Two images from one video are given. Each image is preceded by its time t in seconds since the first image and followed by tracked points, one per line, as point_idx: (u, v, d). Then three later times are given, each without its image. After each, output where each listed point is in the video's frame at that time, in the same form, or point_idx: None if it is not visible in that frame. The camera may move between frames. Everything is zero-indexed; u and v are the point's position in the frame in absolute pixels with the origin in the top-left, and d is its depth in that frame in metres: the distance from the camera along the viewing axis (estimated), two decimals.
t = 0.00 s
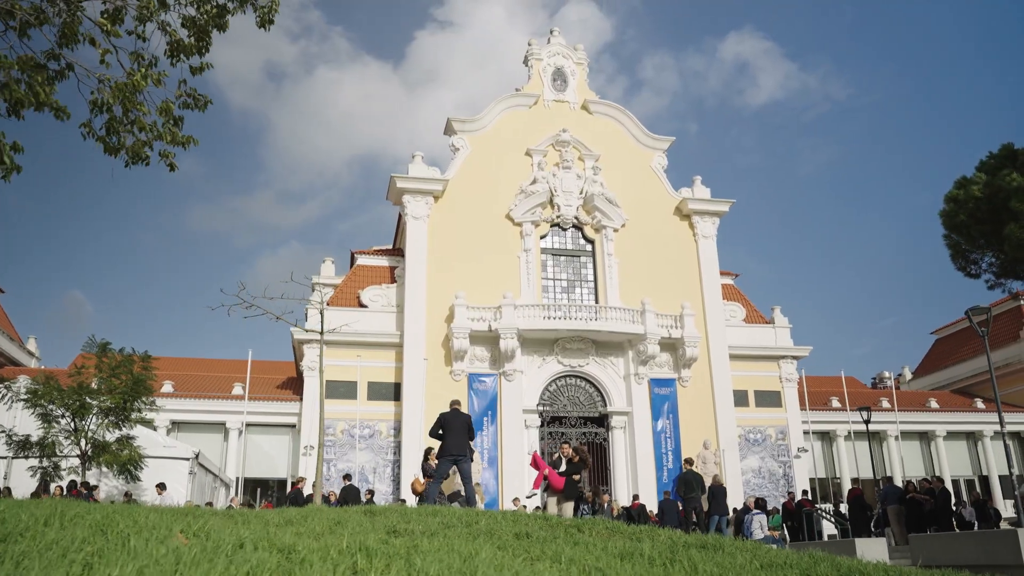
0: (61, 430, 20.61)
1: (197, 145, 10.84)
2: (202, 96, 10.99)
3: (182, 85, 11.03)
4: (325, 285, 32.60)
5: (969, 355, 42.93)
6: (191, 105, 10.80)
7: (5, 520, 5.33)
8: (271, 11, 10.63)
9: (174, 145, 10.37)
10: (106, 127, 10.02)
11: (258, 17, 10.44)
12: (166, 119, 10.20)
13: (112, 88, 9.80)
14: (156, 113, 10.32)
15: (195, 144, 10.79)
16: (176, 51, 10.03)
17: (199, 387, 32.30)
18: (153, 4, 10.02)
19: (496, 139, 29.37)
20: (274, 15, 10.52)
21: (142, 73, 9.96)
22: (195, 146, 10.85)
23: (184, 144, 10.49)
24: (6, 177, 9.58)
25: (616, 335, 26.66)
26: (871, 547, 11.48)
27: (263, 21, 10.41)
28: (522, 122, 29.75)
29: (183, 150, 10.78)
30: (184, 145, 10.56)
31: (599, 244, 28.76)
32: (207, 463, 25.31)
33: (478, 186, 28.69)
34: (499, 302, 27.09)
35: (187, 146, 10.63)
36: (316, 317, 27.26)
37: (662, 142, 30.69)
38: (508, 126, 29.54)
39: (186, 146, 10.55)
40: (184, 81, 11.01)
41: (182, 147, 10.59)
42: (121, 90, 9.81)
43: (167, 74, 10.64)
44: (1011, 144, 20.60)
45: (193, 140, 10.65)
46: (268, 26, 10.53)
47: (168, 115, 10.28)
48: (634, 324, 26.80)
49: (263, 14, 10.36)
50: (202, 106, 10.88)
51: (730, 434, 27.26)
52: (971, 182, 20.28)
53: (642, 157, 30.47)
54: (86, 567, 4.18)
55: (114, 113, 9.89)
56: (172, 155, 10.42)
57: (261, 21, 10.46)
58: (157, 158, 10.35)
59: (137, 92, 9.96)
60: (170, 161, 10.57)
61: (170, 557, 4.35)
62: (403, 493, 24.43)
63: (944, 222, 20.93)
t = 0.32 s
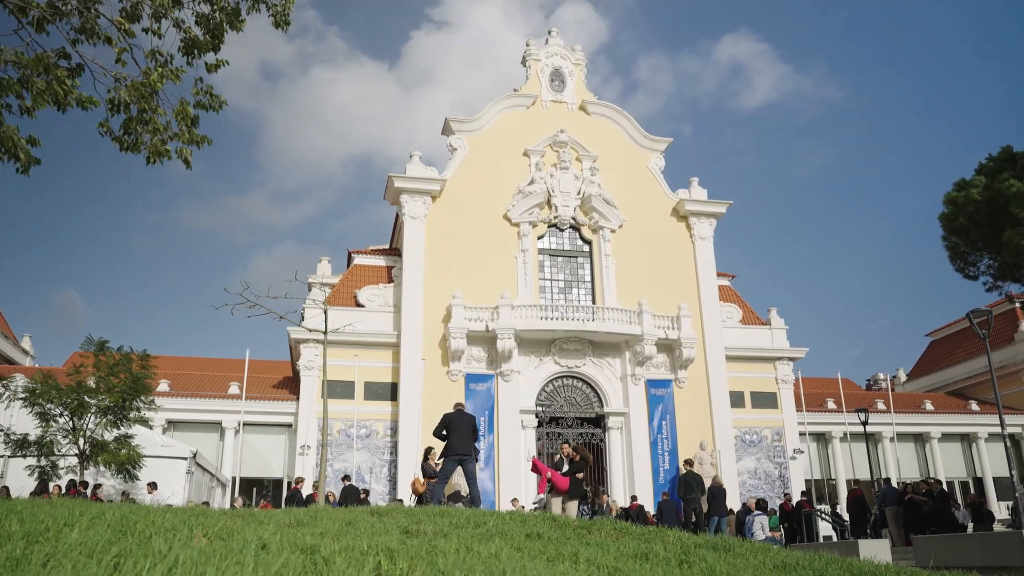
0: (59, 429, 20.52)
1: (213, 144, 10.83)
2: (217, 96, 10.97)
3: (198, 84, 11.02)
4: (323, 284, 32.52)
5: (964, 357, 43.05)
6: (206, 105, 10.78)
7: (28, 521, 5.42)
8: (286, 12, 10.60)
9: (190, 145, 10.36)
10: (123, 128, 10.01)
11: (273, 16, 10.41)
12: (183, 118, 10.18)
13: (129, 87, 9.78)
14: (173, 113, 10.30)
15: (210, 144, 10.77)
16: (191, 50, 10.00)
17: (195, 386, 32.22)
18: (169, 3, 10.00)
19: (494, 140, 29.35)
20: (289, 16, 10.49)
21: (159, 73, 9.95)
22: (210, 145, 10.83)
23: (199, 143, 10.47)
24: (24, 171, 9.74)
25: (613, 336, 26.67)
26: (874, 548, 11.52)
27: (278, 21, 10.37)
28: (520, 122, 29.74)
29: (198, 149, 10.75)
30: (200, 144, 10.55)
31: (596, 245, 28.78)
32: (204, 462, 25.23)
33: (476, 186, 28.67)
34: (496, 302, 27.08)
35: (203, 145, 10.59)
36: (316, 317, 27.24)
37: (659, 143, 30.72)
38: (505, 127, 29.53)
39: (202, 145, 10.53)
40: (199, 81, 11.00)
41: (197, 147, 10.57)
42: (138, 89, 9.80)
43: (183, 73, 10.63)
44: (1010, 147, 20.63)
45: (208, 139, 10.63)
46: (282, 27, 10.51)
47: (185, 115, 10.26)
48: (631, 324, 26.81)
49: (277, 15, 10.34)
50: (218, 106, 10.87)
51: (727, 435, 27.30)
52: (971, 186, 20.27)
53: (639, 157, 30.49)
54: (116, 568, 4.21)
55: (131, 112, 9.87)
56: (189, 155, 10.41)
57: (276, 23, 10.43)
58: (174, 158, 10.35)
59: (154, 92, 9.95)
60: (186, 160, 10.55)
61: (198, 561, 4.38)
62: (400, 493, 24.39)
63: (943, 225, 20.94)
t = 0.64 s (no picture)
0: (54, 429, 20.41)
1: (226, 140, 10.77)
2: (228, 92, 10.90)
3: (207, 81, 10.94)
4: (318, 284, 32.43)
5: (955, 358, 43.27)
6: (217, 102, 10.71)
7: (44, 523, 5.46)
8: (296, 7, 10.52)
9: (205, 140, 10.28)
10: (137, 126, 9.94)
11: (283, 12, 10.34)
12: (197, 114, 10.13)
13: (141, 84, 9.73)
14: (186, 110, 10.24)
15: (223, 140, 10.70)
16: (202, 47, 9.95)
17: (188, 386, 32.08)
18: None
19: (489, 140, 29.33)
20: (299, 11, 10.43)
21: (169, 70, 9.89)
22: (224, 141, 10.77)
23: (213, 139, 10.40)
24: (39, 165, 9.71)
25: (608, 336, 26.68)
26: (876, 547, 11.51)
27: (289, 17, 10.31)
28: (515, 123, 29.73)
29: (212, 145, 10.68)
30: (214, 140, 10.49)
31: (591, 245, 28.80)
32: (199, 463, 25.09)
33: (471, 186, 28.64)
34: (491, 302, 27.05)
35: (217, 140, 10.53)
36: (318, 318, 27.23)
37: (654, 144, 30.75)
38: (500, 127, 29.51)
39: (216, 141, 10.45)
40: (208, 79, 10.93)
41: (212, 143, 10.50)
42: (151, 85, 9.75)
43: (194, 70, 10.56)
44: (1006, 149, 20.69)
45: (222, 135, 10.55)
46: (293, 24, 10.46)
47: (197, 112, 10.19)
48: (626, 325, 26.83)
49: (288, 11, 10.29)
50: (229, 103, 10.80)
51: (721, 435, 27.34)
52: (967, 188, 20.30)
53: (634, 158, 30.51)
54: (137, 568, 4.29)
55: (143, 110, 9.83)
56: (204, 152, 10.35)
57: (287, 19, 10.38)
58: (188, 155, 10.28)
59: (167, 88, 9.92)
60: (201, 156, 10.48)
61: (215, 561, 4.45)
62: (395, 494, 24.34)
63: (940, 226, 20.96)
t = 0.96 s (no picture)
0: (50, 428, 20.30)
1: (236, 140, 10.73)
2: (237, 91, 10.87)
3: (216, 80, 10.89)
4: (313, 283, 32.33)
5: (948, 359, 43.47)
6: (227, 101, 10.66)
7: (62, 523, 5.50)
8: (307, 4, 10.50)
9: (216, 139, 10.25)
10: (149, 125, 9.89)
11: (295, 9, 10.31)
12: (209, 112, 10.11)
13: (154, 81, 9.71)
14: (199, 108, 10.21)
15: (232, 139, 10.66)
16: (214, 45, 9.92)
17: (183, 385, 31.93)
18: None
19: (484, 139, 29.29)
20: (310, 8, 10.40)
21: (182, 66, 9.88)
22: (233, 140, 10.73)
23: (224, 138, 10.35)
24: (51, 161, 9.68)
25: (604, 336, 26.69)
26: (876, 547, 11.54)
27: (301, 14, 10.28)
28: (511, 122, 29.71)
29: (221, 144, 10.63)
30: (224, 139, 10.44)
31: (586, 246, 28.80)
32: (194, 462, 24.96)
33: (467, 186, 28.61)
34: (486, 302, 27.02)
35: (227, 139, 10.49)
36: (321, 317, 27.09)
37: (649, 144, 30.77)
38: (496, 126, 29.49)
39: (226, 140, 10.41)
40: (218, 78, 10.88)
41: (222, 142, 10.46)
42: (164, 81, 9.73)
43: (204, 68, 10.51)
44: (1003, 151, 20.78)
45: (231, 135, 10.50)
46: (304, 21, 10.44)
47: (209, 110, 10.16)
48: (621, 325, 26.84)
49: (299, 9, 10.26)
50: (238, 102, 10.76)
51: (715, 435, 27.38)
52: (965, 189, 20.35)
53: (630, 158, 30.53)
54: (163, 567, 4.33)
55: (157, 107, 9.80)
56: (217, 149, 10.30)
57: (298, 15, 10.36)
58: (202, 152, 10.23)
59: (181, 84, 9.91)
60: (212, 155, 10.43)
61: (237, 561, 4.51)
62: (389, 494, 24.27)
63: (937, 227, 21.02)
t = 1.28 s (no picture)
0: (49, 427, 20.19)
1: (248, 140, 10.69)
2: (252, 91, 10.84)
3: (232, 78, 10.87)
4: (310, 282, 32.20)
5: (943, 361, 43.60)
6: (242, 100, 10.63)
7: (84, 524, 5.56)
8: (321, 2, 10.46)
9: (228, 139, 10.18)
10: (164, 124, 9.87)
11: (308, 8, 10.28)
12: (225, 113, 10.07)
13: (170, 79, 9.69)
14: (214, 107, 10.17)
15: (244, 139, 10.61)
16: (229, 43, 9.89)
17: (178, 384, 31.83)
18: None
19: (482, 139, 29.24)
20: (323, 7, 10.34)
21: (198, 65, 9.87)
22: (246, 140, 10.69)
23: (235, 138, 10.31)
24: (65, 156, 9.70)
25: (601, 337, 26.67)
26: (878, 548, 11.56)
27: (314, 13, 10.24)
28: (509, 122, 29.66)
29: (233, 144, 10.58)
30: (236, 139, 10.40)
31: (584, 246, 28.78)
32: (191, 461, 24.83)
33: (465, 185, 28.57)
34: (484, 302, 26.98)
35: (239, 140, 10.43)
36: (324, 317, 27.06)
37: (648, 145, 30.77)
38: (494, 126, 29.44)
39: (238, 140, 10.38)
40: (234, 76, 10.86)
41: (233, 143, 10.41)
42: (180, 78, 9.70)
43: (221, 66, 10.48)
44: (1003, 153, 20.79)
45: (243, 135, 10.46)
46: (317, 20, 10.39)
47: (223, 110, 10.11)
48: (618, 325, 26.82)
49: (312, 8, 10.21)
50: (253, 102, 10.72)
51: (712, 436, 27.40)
52: (965, 192, 20.36)
53: (628, 159, 30.53)
54: (178, 569, 4.36)
55: (173, 106, 9.77)
56: (227, 150, 10.23)
57: (311, 14, 10.32)
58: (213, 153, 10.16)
59: (197, 83, 9.88)
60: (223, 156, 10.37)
61: (250, 564, 4.51)
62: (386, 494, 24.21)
63: (937, 229, 21.02)
